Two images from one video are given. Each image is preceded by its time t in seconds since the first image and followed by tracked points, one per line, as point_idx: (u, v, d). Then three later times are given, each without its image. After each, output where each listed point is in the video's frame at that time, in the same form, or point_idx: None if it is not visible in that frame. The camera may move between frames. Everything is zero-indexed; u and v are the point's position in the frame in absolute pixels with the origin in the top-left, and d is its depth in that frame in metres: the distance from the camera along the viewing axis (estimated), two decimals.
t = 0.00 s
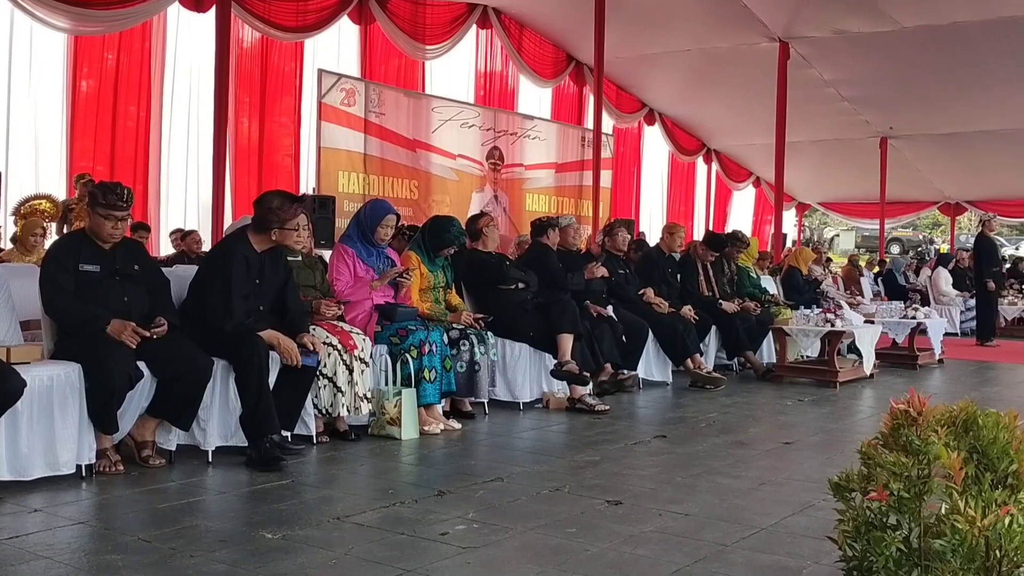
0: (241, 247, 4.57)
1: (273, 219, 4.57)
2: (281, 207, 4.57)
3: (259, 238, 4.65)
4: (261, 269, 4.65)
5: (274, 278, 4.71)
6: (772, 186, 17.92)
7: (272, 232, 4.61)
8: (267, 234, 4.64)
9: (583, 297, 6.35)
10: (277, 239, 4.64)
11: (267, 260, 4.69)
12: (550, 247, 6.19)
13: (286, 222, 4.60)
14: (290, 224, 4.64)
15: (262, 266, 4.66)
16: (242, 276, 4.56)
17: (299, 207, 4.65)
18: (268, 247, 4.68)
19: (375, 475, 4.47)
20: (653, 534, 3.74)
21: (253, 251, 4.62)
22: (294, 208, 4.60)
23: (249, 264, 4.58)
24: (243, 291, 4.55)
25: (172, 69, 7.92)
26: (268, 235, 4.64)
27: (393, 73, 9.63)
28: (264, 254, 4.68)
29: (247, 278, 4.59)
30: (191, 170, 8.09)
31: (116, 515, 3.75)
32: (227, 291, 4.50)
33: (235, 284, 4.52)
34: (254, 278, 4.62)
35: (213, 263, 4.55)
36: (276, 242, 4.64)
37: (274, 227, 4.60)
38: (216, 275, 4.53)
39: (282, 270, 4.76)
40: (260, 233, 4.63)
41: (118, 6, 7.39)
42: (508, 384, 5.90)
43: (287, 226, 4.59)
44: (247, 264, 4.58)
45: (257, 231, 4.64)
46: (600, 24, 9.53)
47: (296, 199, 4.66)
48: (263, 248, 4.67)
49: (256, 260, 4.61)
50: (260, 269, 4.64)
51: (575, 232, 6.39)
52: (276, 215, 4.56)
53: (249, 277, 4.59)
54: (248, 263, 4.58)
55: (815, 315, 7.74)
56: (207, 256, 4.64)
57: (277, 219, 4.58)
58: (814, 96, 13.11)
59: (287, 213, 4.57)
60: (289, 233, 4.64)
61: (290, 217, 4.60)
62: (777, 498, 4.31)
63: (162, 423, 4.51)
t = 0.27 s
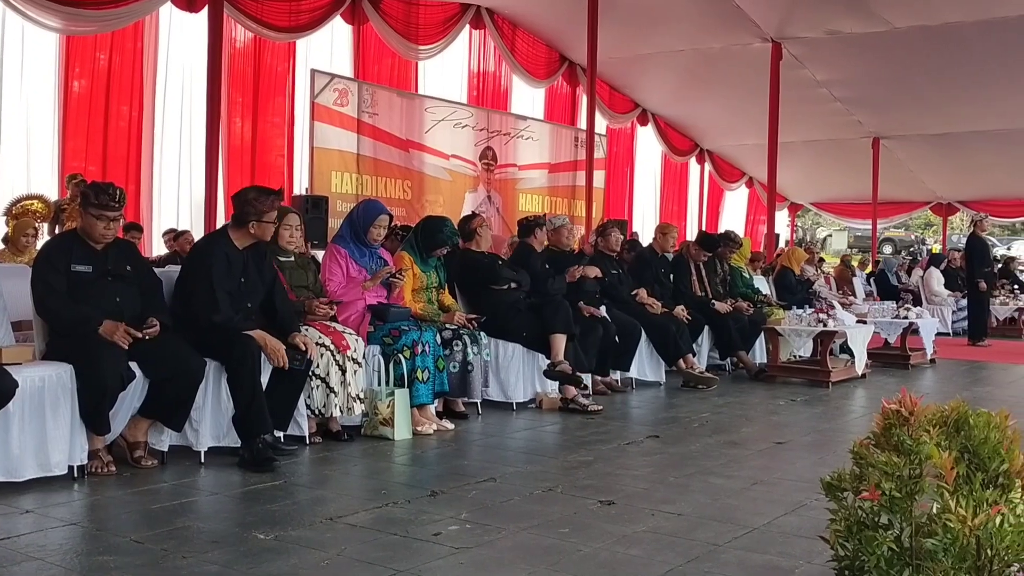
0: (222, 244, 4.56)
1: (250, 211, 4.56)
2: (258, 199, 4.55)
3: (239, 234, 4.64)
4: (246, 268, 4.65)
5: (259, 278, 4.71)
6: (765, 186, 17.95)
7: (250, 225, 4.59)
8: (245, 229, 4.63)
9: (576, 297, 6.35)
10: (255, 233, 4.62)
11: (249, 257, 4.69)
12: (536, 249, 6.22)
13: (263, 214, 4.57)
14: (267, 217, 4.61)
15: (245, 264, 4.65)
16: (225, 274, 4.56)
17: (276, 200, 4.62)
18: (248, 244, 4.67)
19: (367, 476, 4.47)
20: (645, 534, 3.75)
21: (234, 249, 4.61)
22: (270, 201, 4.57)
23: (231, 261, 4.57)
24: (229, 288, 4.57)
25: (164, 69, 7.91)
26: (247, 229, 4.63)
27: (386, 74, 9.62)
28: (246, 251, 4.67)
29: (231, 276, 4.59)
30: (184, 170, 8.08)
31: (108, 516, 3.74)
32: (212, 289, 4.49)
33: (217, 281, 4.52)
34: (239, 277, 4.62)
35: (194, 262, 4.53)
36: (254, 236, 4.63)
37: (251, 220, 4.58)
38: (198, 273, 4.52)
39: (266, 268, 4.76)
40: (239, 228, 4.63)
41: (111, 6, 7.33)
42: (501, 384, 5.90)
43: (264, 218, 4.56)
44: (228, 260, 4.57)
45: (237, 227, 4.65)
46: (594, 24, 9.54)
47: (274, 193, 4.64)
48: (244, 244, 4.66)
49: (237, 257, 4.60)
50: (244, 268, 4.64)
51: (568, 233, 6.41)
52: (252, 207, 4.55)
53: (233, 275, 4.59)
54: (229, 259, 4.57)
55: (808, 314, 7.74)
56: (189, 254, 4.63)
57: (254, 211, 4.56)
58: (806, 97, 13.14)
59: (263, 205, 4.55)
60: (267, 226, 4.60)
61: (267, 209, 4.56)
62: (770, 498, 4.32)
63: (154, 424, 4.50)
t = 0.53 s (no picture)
0: (198, 240, 4.54)
1: (222, 203, 4.56)
2: (230, 191, 4.55)
3: (216, 231, 4.63)
4: (228, 267, 4.68)
5: (242, 279, 4.72)
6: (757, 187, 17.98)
7: (222, 218, 4.58)
8: (220, 225, 4.62)
9: (569, 298, 6.35)
10: (229, 226, 4.59)
11: (230, 257, 4.69)
12: (522, 252, 6.21)
13: (234, 206, 4.56)
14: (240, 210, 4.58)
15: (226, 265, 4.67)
16: (204, 272, 4.56)
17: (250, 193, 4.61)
18: (226, 241, 4.65)
19: (360, 477, 4.46)
20: (637, 535, 3.75)
21: (213, 247, 4.59)
22: (241, 192, 4.56)
23: (209, 259, 4.56)
24: (211, 286, 4.57)
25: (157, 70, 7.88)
26: (221, 224, 4.61)
27: (379, 74, 9.62)
28: (225, 250, 4.66)
29: (214, 275, 4.59)
30: (177, 170, 8.05)
31: (99, 518, 3.73)
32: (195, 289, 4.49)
33: (198, 280, 4.52)
34: (223, 276, 4.64)
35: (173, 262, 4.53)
36: (228, 228, 4.59)
37: (223, 212, 4.57)
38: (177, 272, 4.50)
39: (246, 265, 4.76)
40: (214, 224, 4.63)
41: (102, 7, 7.35)
42: (493, 385, 5.89)
43: (235, 208, 4.54)
44: (205, 255, 4.55)
45: (214, 225, 4.64)
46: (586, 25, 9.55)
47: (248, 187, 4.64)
48: (222, 242, 4.64)
49: (213, 253, 4.58)
50: (225, 267, 4.64)
51: (562, 234, 6.42)
52: (223, 198, 4.56)
53: (214, 274, 4.59)
54: (206, 255, 4.56)
55: (800, 315, 7.81)
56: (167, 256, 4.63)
57: (226, 202, 4.56)
58: (799, 98, 13.16)
59: (233, 196, 4.55)
60: (239, 218, 4.57)
61: (239, 200, 4.55)
62: (762, 498, 4.32)
63: (146, 425, 4.49)
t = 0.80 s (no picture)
0: (170, 239, 4.54)
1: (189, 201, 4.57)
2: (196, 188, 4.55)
3: (189, 231, 4.64)
4: (206, 265, 4.69)
5: (220, 279, 4.74)
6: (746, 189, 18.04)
7: (191, 215, 4.59)
8: (192, 224, 4.62)
9: (558, 300, 6.35)
10: (198, 223, 4.59)
11: (205, 257, 4.70)
12: (509, 253, 6.21)
13: (200, 201, 4.55)
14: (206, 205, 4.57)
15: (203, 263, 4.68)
16: (181, 271, 4.57)
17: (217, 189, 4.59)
18: (201, 240, 4.66)
19: (348, 480, 4.46)
20: (625, 537, 3.76)
21: (188, 247, 4.61)
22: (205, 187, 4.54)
23: (182, 257, 4.57)
24: (187, 287, 4.57)
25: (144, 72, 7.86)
26: (191, 223, 4.63)
27: (367, 76, 9.61)
28: (200, 248, 4.67)
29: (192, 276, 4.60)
30: (164, 171, 8.02)
31: (85, 521, 3.72)
32: (174, 289, 4.50)
33: (175, 280, 4.53)
34: (202, 275, 4.65)
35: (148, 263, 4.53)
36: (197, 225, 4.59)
37: (191, 208, 4.57)
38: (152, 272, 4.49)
39: (223, 264, 4.77)
40: (186, 225, 4.64)
41: (89, 7, 7.29)
42: (482, 387, 5.90)
43: (199, 203, 4.54)
44: (178, 253, 4.56)
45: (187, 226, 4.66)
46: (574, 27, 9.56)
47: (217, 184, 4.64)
48: (197, 242, 4.65)
49: (185, 250, 4.58)
50: (202, 266, 4.65)
51: (550, 238, 6.41)
52: (190, 196, 4.56)
53: (192, 274, 4.60)
54: (179, 254, 4.56)
55: (788, 318, 7.87)
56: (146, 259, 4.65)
57: (192, 199, 4.57)
58: (786, 100, 13.21)
59: (199, 192, 4.54)
60: (206, 213, 4.56)
61: (205, 195, 4.54)
62: (749, 499, 4.33)
63: (132, 428, 4.48)
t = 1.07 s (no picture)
0: (150, 240, 4.55)
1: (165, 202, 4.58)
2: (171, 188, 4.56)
3: (169, 232, 4.65)
4: (188, 265, 4.68)
5: (201, 279, 4.72)
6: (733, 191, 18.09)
7: (167, 215, 4.59)
8: (171, 226, 4.63)
9: (546, 302, 6.36)
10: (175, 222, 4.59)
11: (185, 257, 4.69)
12: (499, 255, 6.22)
13: (174, 200, 4.55)
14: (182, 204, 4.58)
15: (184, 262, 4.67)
16: (161, 272, 4.57)
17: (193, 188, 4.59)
18: (181, 240, 4.66)
19: (335, 482, 4.45)
20: (612, 538, 3.76)
21: (168, 248, 4.61)
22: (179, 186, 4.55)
23: (161, 257, 4.57)
24: (168, 288, 4.57)
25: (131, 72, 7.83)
26: (170, 224, 4.63)
27: (355, 78, 9.60)
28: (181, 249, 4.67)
29: (173, 276, 4.60)
30: (151, 173, 8.02)
31: (71, 524, 3.70)
32: (155, 290, 4.50)
33: (156, 281, 4.53)
34: (184, 275, 4.65)
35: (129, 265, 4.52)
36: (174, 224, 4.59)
37: (167, 208, 4.58)
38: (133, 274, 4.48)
39: (204, 265, 4.76)
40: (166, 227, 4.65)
41: (77, 8, 7.26)
42: (470, 388, 5.91)
43: (174, 202, 4.54)
44: (158, 255, 4.56)
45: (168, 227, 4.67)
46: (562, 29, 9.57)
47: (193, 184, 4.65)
48: (177, 242, 4.65)
49: (165, 251, 4.59)
50: (183, 266, 4.65)
51: (536, 240, 6.43)
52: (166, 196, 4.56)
53: (173, 275, 4.60)
54: (159, 255, 4.56)
55: (775, 318, 7.91)
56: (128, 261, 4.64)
57: (168, 199, 4.57)
58: (773, 102, 13.26)
59: (174, 191, 4.54)
60: (182, 211, 4.57)
61: (180, 194, 4.54)
62: (736, 500, 4.35)
63: (118, 430, 4.46)
